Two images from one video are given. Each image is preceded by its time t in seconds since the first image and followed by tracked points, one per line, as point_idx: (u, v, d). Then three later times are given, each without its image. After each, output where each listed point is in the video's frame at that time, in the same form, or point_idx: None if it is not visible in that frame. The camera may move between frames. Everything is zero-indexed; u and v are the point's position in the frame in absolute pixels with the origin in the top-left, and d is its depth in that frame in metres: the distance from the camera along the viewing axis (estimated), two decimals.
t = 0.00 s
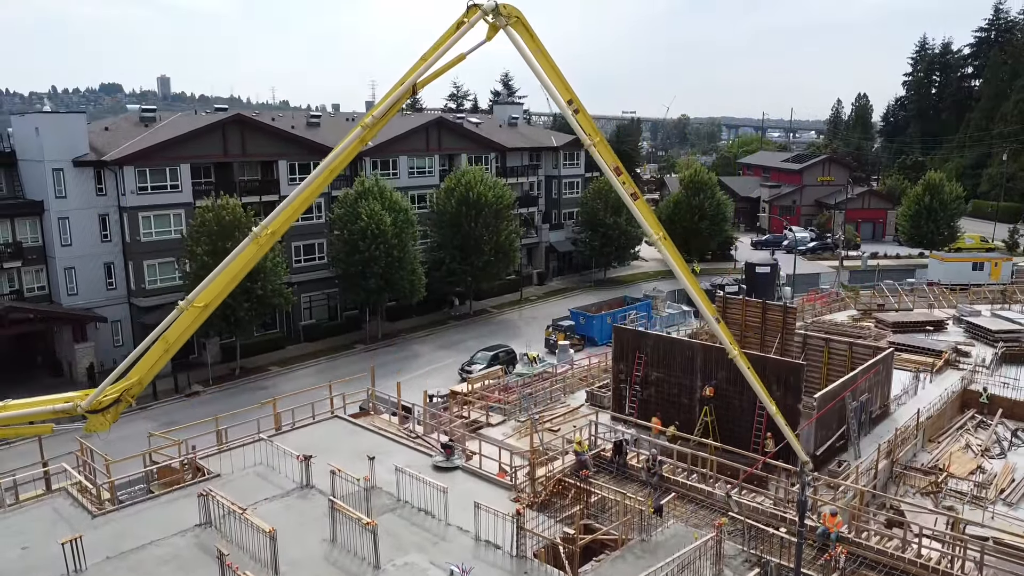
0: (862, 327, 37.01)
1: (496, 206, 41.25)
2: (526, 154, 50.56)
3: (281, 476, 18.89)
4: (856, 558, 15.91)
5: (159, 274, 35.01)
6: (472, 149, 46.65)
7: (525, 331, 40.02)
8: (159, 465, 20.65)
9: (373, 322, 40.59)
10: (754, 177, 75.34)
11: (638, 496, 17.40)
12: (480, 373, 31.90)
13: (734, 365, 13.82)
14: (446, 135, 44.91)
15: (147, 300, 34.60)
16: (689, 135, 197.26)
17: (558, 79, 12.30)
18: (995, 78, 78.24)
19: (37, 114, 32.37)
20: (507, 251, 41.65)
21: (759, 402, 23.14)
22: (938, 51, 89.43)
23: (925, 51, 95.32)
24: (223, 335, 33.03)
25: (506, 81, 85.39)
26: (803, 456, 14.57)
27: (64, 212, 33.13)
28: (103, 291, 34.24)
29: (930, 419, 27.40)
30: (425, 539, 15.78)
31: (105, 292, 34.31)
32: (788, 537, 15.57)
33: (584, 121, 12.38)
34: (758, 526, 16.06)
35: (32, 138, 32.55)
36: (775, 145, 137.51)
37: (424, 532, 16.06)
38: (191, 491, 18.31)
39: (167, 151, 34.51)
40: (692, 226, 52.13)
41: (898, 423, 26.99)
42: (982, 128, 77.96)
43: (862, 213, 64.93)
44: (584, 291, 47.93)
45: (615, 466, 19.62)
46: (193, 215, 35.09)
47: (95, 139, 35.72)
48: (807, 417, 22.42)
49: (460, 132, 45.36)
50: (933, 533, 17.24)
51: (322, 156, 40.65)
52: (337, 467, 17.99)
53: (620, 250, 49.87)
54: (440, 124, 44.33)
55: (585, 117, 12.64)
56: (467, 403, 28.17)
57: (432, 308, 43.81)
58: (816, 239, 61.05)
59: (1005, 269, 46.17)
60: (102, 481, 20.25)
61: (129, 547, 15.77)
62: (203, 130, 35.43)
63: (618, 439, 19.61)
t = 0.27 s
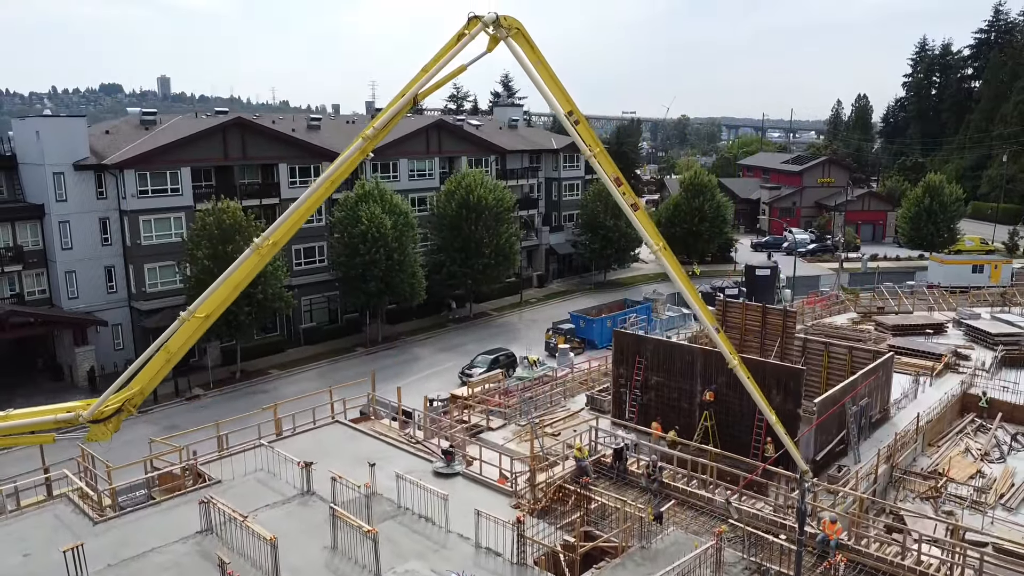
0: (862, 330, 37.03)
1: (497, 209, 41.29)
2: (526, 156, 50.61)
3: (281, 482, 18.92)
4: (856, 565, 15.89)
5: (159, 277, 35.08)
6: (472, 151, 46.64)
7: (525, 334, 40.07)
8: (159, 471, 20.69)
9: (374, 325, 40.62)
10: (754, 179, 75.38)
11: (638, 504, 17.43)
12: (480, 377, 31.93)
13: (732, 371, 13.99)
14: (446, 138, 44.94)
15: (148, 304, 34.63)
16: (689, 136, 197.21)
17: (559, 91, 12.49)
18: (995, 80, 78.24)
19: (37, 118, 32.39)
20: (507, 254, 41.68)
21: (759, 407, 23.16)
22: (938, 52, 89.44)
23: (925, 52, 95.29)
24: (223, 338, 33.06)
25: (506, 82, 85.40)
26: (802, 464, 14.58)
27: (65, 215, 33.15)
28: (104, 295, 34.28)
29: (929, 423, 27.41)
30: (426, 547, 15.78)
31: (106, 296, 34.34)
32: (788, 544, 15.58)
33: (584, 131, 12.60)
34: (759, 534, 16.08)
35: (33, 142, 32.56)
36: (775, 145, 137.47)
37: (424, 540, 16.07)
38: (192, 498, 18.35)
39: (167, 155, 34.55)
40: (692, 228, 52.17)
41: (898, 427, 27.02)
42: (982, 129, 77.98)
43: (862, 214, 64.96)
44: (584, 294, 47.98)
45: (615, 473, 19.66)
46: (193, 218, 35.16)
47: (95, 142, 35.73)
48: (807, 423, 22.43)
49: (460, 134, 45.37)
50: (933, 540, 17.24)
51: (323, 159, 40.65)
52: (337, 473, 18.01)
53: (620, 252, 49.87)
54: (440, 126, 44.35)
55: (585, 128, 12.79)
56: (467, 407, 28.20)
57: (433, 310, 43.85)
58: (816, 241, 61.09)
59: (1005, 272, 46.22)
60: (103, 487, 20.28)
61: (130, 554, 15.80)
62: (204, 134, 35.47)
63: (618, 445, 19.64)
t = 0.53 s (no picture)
0: (862, 334, 37.06)
1: (497, 212, 41.33)
2: (527, 159, 50.67)
3: (282, 490, 18.97)
4: (856, 574, 15.85)
5: (159, 281, 35.14)
6: (472, 155, 46.66)
7: (525, 337, 40.11)
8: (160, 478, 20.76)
9: (374, 328, 40.65)
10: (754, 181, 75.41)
11: (638, 512, 17.48)
12: (480, 381, 31.98)
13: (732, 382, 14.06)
14: (446, 141, 44.97)
15: (148, 308, 34.66)
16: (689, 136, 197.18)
17: (560, 105, 12.59)
18: (996, 81, 78.22)
19: (37, 122, 32.39)
20: (507, 257, 41.73)
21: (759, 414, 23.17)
22: (938, 54, 89.42)
23: (926, 53, 95.25)
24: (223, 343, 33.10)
25: (506, 83, 85.42)
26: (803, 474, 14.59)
27: (66, 220, 33.19)
28: (105, 299, 34.33)
29: (929, 428, 27.43)
30: (427, 555, 15.80)
31: (107, 300, 34.39)
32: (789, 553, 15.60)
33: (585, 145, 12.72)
34: (759, 543, 16.10)
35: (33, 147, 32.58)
36: (774, 145, 137.38)
37: (425, 548, 16.09)
38: (193, 505, 18.40)
39: (168, 160, 34.61)
40: (692, 231, 52.22)
41: (898, 433, 27.07)
42: (982, 131, 77.98)
43: (862, 216, 65.00)
44: (584, 297, 48.03)
45: (616, 479, 19.72)
46: (193, 222, 35.21)
47: (95, 146, 35.77)
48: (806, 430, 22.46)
49: (460, 137, 45.38)
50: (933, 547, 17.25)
51: (323, 163, 40.68)
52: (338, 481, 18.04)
53: (620, 255, 49.88)
54: (441, 130, 44.38)
55: (585, 141, 12.90)
56: (468, 412, 28.24)
57: (433, 313, 43.89)
58: (816, 243, 61.13)
59: (1005, 275, 46.25)
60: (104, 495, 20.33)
61: (132, 562, 15.83)
62: (204, 138, 35.51)
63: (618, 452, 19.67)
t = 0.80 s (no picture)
0: (862, 337, 37.09)
1: (497, 215, 41.37)
2: (527, 161, 50.73)
3: (283, 496, 19.00)
4: None
5: (160, 284, 35.15)
6: (472, 157, 46.67)
7: (526, 340, 40.14)
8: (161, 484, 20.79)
9: (374, 331, 40.71)
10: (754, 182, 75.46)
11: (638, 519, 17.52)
12: (480, 385, 32.01)
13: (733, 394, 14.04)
14: (446, 144, 44.98)
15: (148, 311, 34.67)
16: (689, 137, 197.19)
17: (560, 116, 12.69)
18: (995, 83, 78.22)
19: (37, 126, 32.37)
20: (508, 260, 41.75)
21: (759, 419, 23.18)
22: (938, 55, 89.44)
23: (926, 54, 95.24)
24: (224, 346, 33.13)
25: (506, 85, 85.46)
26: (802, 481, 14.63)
27: (66, 223, 33.22)
28: (105, 302, 34.39)
29: (929, 432, 27.45)
30: (427, 562, 15.82)
31: (107, 303, 34.46)
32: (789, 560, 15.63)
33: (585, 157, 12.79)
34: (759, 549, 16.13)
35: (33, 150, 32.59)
36: (774, 146, 137.17)
37: (426, 555, 16.11)
38: (194, 511, 18.44)
39: (169, 163, 34.64)
40: (692, 233, 52.27)
41: (898, 437, 27.10)
42: (981, 132, 77.99)
43: (862, 218, 65.03)
44: (584, 299, 48.09)
45: (616, 485, 19.76)
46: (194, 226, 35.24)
47: (96, 150, 35.81)
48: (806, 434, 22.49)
49: (460, 140, 45.37)
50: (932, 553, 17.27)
51: (323, 166, 40.69)
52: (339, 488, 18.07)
53: (620, 258, 49.87)
54: (441, 132, 44.38)
55: (586, 152, 12.98)
56: (468, 417, 28.28)
57: (433, 316, 43.95)
58: (816, 245, 61.16)
59: (1004, 277, 46.29)
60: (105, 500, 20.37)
61: (133, 569, 15.86)
62: (204, 142, 35.52)
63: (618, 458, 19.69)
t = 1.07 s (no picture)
0: (861, 339, 37.17)
1: (497, 217, 41.44)
2: (526, 163, 50.85)
3: (284, 499, 19.07)
4: None
5: (160, 286, 35.17)
6: (472, 159, 46.74)
7: (526, 342, 40.22)
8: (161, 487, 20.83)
9: (374, 333, 40.80)
10: (753, 184, 75.53)
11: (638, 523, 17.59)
12: (480, 387, 32.09)
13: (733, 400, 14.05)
14: (447, 146, 45.04)
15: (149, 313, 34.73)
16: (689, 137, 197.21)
17: (560, 123, 12.76)
18: (995, 84, 78.29)
19: (38, 128, 32.35)
20: (508, 262, 41.80)
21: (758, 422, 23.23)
22: (938, 56, 89.48)
23: (925, 55, 95.29)
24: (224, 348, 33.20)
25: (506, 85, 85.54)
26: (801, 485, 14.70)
27: (67, 225, 33.26)
28: (106, 304, 34.49)
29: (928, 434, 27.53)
30: (428, 565, 15.89)
31: (108, 305, 34.56)
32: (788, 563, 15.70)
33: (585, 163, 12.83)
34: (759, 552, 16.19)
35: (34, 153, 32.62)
36: (775, 146, 137.26)
37: (427, 558, 16.18)
38: (195, 515, 18.50)
39: (170, 166, 34.71)
40: (691, 235, 52.35)
41: (897, 439, 27.17)
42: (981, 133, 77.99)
43: (862, 219, 65.09)
44: (584, 301, 48.19)
45: (615, 488, 19.84)
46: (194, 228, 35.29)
47: (96, 152, 35.89)
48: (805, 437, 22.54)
49: (460, 142, 45.42)
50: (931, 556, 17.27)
51: (323, 168, 40.75)
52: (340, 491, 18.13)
53: (620, 259, 49.96)
54: (441, 134, 44.39)
55: (586, 159, 13.04)
56: (468, 419, 28.36)
57: (433, 317, 44.06)
58: (816, 247, 61.23)
59: (1004, 279, 46.36)
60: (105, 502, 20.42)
61: (135, 572, 15.91)
62: (205, 144, 35.57)
63: (617, 462, 19.74)
